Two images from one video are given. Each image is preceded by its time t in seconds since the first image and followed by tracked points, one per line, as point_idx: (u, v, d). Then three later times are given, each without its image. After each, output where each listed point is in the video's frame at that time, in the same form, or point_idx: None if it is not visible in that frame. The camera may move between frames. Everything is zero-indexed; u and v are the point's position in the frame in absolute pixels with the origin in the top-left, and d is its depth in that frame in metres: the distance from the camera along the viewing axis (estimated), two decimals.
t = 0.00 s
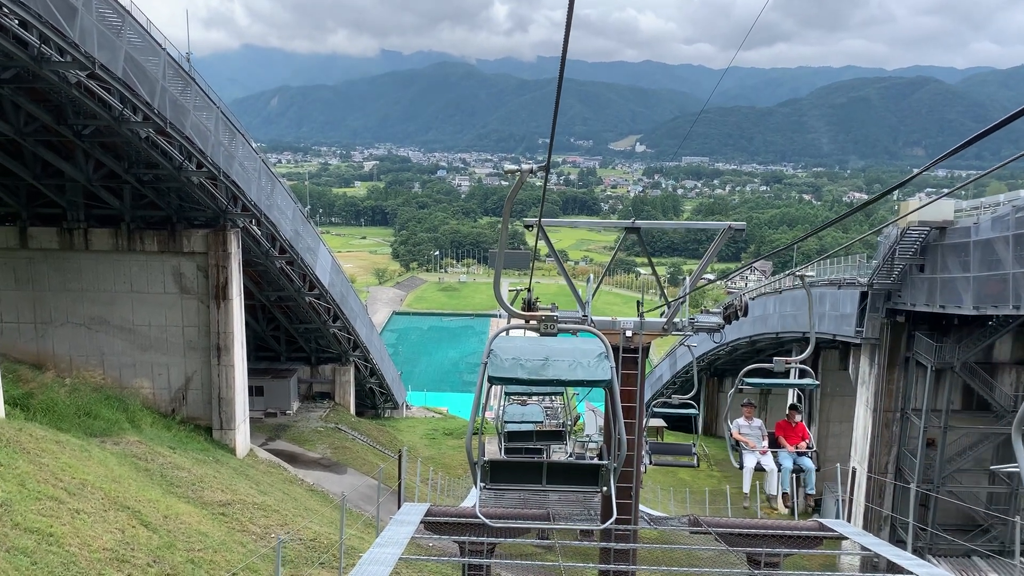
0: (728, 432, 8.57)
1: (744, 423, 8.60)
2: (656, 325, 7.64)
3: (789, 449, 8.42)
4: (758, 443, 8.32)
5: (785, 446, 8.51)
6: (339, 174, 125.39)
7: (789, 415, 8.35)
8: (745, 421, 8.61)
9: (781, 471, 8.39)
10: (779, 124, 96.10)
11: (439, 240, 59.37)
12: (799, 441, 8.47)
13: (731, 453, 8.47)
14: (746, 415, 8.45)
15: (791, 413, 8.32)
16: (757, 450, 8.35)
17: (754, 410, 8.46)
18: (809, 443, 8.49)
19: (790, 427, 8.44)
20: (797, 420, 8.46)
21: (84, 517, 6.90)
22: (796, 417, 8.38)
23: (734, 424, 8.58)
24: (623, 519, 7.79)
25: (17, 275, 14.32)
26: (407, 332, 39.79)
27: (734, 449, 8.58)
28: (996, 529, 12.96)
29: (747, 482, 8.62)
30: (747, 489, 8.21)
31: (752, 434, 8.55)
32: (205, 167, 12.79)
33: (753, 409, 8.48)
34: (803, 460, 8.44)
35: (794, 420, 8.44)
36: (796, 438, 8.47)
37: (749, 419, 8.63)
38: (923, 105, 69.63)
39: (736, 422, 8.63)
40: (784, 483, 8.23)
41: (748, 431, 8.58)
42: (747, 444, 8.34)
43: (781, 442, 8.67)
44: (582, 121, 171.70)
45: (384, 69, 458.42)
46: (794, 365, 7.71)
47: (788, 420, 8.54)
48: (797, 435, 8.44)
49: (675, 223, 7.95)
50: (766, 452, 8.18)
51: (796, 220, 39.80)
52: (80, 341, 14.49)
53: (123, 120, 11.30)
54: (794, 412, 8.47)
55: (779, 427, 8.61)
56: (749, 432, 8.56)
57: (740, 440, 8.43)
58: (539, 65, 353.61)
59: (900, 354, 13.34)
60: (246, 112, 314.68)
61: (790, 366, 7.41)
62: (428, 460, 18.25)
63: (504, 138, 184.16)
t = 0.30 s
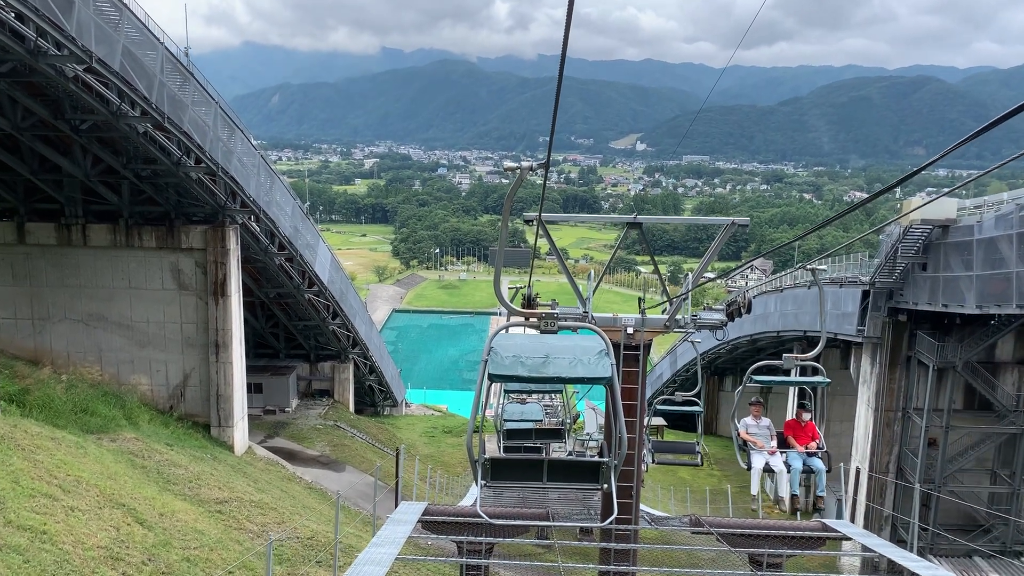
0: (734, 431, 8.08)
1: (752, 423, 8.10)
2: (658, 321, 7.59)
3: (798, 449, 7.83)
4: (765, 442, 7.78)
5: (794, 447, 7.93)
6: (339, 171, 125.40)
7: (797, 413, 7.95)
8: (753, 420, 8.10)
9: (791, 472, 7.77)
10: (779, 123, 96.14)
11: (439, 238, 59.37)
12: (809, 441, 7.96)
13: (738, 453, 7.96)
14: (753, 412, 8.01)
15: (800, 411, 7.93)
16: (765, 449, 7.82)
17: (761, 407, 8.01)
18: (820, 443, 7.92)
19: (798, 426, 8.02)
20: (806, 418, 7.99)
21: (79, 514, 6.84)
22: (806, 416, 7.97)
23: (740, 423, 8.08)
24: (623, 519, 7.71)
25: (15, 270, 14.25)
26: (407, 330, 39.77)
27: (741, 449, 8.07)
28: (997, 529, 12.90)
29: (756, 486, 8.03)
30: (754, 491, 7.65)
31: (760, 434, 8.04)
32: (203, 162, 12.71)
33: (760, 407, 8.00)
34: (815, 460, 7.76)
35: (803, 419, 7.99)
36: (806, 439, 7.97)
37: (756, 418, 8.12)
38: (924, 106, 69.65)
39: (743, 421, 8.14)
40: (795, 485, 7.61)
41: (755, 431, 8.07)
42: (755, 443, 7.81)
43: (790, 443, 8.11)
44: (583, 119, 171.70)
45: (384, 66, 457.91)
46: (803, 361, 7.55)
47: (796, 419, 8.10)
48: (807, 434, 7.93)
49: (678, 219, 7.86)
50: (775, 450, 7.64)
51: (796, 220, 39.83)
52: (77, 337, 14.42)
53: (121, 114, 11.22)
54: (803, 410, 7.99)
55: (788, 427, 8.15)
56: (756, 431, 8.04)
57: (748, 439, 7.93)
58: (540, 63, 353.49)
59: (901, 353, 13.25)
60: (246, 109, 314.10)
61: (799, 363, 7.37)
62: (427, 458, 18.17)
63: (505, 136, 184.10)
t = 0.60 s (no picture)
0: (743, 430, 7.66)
1: (762, 422, 7.72)
2: (660, 318, 7.46)
3: (810, 449, 7.52)
4: (776, 441, 7.37)
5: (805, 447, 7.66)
6: (340, 169, 125.12)
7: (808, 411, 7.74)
8: (763, 419, 7.74)
9: (802, 473, 7.41)
10: (781, 121, 95.96)
11: (440, 236, 59.33)
12: (820, 440, 7.71)
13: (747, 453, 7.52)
14: (764, 410, 7.62)
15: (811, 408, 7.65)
16: (777, 449, 7.40)
17: (771, 406, 7.63)
18: (832, 443, 7.66)
19: (810, 425, 7.81)
20: (817, 417, 7.77)
21: (74, 512, 6.78)
22: (817, 414, 7.75)
23: (749, 421, 7.70)
24: (625, 518, 7.61)
25: (13, 267, 14.20)
26: (408, 328, 39.69)
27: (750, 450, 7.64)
28: (1000, 528, 12.83)
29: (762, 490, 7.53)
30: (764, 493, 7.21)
31: (770, 434, 7.65)
32: (202, 158, 12.65)
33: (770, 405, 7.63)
34: (826, 461, 7.45)
35: (814, 417, 7.77)
36: (817, 438, 7.73)
37: (766, 418, 7.75)
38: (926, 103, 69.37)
39: (752, 420, 7.76)
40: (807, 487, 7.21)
41: (765, 430, 7.69)
42: (765, 443, 7.41)
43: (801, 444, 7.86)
44: (584, 117, 171.51)
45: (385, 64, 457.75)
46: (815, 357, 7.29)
47: (807, 419, 7.91)
48: (819, 434, 7.71)
49: (680, 215, 7.77)
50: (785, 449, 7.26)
51: (797, 218, 39.70)
52: (76, 334, 14.36)
53: (119, 110, 11.17)
54: (814, 409, 7.77)
55: (797, 426, 7.95)
56: (766, 431, 7.66)
57: (757, 439, 7.50)
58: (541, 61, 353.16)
59: (905, 351, 13.17)
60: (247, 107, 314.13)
61: (811, 360, 7.18)
62: (427, 456, 18.10)
63: (506, 134, 183.80)
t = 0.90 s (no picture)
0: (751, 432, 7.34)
1: (770, 423, 7.43)
2: (662, 316, 7.37)
3: (821, 452, 7.17)
4: (787, 443, 7.04)
5: (816, 449, 7.25)
6: (340, 168, 125.09)
7: (819, 412, 7.31)
8: (771, 421, 7.44)
9: (813, 477, 7.03)
10: (781, 121, 95.93)
11: (440, 235, 59.34)
12: (832, 442, 7.29)
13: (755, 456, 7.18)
14: (773, 411, 7.34)
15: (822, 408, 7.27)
16: (787, 452, 7.05)
17: (781, 407, 7.38)
18: (844, 446, 7.27)
19: (820, 426, 7.37)
20: (828, 418, 7.35)
21: (69, 513, 6.72)
22: (828, 415, 7.31)
23: (758, 422, 7.38)
24: (625, 520, 7.55)
25: (10, 266, 14.13)
26: (408, 327, 39.63)
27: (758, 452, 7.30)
28: (1002, 529, 12.76)
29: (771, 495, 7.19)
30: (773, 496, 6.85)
31: (779, 436, 7.36)
32: (201, 156, 12.59)
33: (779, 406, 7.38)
34: (838, 464, 7.12)
35: (825, 418, 7.34)
36: (829, 440, 7.31)
37: (775, 419, 7.45)
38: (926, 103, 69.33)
39: (761, 421, 7.46)
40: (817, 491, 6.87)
41: (774, 432, 7.37)
42: (775, 445, 7.07)
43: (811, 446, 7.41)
44: (584, 117, 171.43)
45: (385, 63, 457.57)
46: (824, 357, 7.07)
47: (818, 419, 7.45)
48: (830, 435, 7.30)
49: (682, 212, 7.69)
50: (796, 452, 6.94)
51: (797, 218, 39.71)
52: (74, 333, 14.30)
53: (117, 107, 11.12)
54: (825, 409, 7.35)
55: (807, 428, 7.48)
56: (775, 432, 7.37)
57: (766, 441, 7.16)
58: (541, 60, 353.07)
59: (905, 352, 13.13)
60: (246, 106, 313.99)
61: (821, 358, 7.01)
62: (427, 456, 18.02)
63: (506, 133, 183.72)
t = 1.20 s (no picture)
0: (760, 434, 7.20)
1: (780, 426, 7.25)
2: (663, 316, 7.28)
3: (832, 455, 7.01)
4: (796, 445, 6.92)
5: (827, 452, 7.08)
6: (339, 169, 124.92)
7: (829, 413, 7.15)
8: (781, 423, 7.27)
9: (824, 480, 6.87)
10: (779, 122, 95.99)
11: (439, 236, 59.26)
12: (843, 445, 7.12)
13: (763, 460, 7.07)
14: (782, 412, 7.15)
15: (830, 409, 7.12)
16: (797, 455, 6.92)
17: (790, 409, 7.23)
18: (856, 448, 7.08)
19: (831, 428, 7.21)
20: (839, 420, 7.19)
21: (61, 516, 6.63)
22: (838, 416, 7.18)
23: (767, 424, 7.22)
24: (625, 523, 7.42)
25: (5, 266, 14.03)
26: (406, 329, 39.53)
27: (767, 454, 7.17)
28: (1002, 531, 12.70)
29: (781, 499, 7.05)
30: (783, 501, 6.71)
31: (789, 438, 7.18)
32: (197, 156, 12.52)
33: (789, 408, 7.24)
34: (850, 467, 6.95)
35: (836, 420, 7.18)
36: (840, 442, 7.14)
37: (784, 422, 7.29)
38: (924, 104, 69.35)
39: (770, 423, 7.30)
40: (830, 494, 6.73)
41: (784, 434, 7.20)
42: (786, 447, 6.94)
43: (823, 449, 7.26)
44: (582, 118, 171.47)
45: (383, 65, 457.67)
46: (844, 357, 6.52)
47: (829, 422, 7.30)
48: (841, 438, 7.13)
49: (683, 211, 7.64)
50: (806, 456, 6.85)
51: (796, 220, 39.70)
52: (69, 333, 14.20)
53: (112, 106, 11.04)
54: (836, 411, 7.19)
55: (818, 431, 7.32)
56: (785, 435, 7.18)
57: (775, 443, 7.05)
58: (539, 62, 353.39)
59: (906, 353, 13.06)
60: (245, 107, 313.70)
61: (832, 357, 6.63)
62: (425, 457, 17.94)
63: (504, 134, 183.70)
